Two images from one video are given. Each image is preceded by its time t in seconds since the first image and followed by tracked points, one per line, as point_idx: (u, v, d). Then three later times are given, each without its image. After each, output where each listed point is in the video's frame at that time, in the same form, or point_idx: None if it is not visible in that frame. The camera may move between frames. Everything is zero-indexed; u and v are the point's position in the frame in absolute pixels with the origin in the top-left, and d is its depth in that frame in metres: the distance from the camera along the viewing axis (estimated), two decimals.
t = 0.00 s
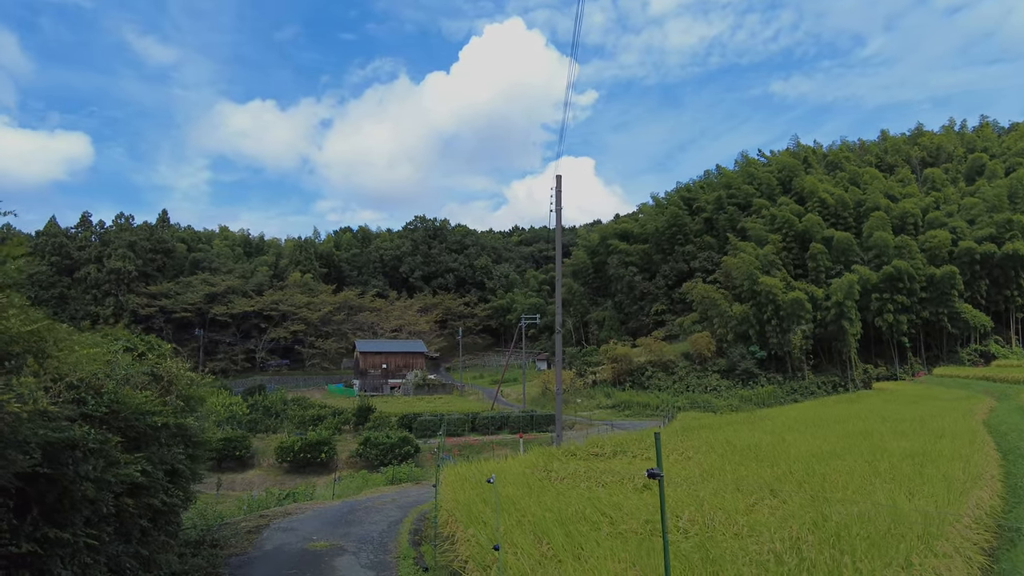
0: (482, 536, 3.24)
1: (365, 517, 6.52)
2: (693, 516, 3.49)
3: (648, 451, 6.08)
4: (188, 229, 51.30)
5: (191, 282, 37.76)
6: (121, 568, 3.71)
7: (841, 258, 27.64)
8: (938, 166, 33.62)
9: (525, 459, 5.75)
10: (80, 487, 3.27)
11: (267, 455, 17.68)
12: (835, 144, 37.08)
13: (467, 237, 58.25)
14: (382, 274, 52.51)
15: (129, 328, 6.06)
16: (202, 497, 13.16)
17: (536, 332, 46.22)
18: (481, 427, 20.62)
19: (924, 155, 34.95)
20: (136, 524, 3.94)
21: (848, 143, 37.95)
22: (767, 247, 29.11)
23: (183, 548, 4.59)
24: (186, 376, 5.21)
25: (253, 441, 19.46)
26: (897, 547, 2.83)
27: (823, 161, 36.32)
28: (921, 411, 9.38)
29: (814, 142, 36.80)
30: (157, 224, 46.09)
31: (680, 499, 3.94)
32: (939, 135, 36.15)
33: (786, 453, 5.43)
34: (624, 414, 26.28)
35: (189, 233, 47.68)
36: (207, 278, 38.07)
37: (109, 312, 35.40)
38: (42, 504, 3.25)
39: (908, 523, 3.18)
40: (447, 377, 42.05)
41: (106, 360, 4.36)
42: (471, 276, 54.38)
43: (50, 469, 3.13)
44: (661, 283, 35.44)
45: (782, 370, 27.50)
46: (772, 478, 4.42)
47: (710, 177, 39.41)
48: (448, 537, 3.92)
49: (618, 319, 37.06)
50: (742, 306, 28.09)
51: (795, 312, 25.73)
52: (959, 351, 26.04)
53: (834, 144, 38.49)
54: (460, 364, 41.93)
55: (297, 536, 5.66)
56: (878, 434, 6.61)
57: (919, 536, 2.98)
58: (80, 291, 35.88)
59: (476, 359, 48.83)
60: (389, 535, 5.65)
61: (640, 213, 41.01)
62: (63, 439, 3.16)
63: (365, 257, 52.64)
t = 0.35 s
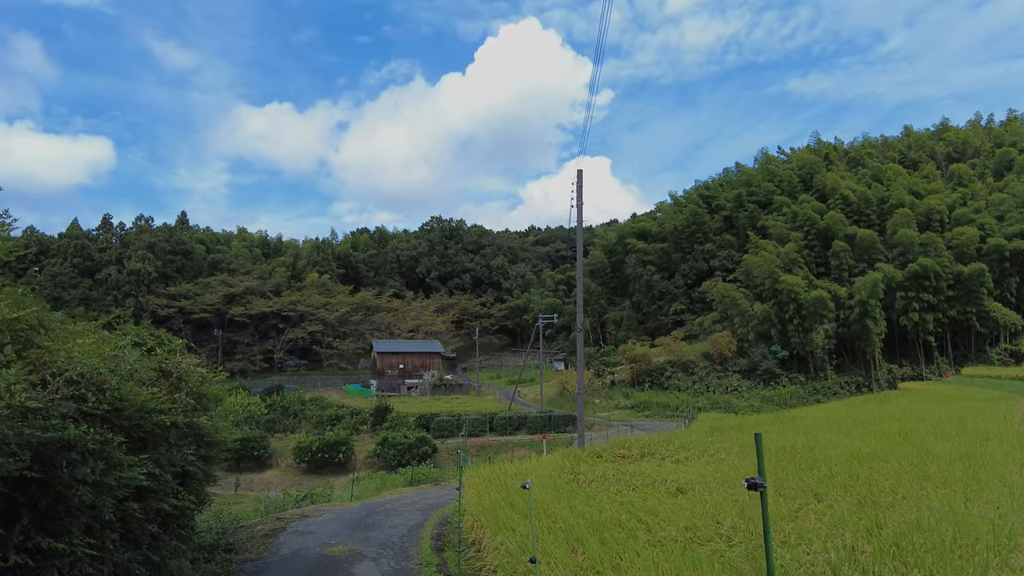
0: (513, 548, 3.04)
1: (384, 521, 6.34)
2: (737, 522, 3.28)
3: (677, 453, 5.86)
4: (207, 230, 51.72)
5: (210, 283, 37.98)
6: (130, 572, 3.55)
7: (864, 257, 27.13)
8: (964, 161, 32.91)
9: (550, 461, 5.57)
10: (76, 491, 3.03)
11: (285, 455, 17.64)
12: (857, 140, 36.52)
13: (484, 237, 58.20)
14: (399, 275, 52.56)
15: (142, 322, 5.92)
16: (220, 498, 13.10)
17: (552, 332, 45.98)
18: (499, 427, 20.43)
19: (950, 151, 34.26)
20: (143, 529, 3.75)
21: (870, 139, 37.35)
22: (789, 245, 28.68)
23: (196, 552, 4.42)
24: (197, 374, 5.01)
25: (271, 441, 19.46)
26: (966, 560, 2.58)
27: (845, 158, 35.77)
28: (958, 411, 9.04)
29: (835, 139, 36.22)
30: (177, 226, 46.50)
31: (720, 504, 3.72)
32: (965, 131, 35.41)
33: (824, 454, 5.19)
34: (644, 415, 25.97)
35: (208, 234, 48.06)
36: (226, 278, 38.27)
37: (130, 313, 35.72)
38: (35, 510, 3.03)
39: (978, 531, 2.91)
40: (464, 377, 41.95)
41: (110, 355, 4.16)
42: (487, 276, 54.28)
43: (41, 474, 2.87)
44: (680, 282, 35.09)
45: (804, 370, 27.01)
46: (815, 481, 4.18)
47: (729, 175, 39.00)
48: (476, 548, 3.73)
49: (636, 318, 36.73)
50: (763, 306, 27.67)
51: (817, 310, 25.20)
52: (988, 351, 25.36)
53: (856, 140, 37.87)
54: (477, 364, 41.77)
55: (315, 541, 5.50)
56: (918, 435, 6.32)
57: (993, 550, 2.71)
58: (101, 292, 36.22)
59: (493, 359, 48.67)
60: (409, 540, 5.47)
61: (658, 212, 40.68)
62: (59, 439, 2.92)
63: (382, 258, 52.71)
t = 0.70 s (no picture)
0: (539, 550, 2.84)
1: (397, 520, 6.14)
2: (776, 522, 3.05)
3: (701, 449, 5.63)
4: (218, 229, 51.88)
5: (221, 282, 38.02)
6: (124, 574, 3.25)
7: (881, 252, 26.69)
8: (982, 155, 32.34)
9: (568, 458, 5.36)
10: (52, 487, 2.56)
11: (296, 453, 17.52)
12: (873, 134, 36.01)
13: (494, 235, 58.03)
14: (410, 273, 52.48)
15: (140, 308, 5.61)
16: (230, 495, 12.98)
17: (564, 330, 45.75)
18: (511, 425, 20.24)
19: (968, 144, 33.71)
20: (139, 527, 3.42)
21: (885, 133, 36.83)
22: (804, 241, 28.30)
23: (199, 552, 4.22)
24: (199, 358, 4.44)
25: (282, 439, 19.38)
26: None
27: (860, 152, 35.29)
28: (989, 407, 8.73)
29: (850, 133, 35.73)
30: (188, 225, 46.64)
31: (755, 501, 3.50)
32: (984, 124, 34.84)
33: (857, 450, 4.93)
34: (657, 413, 25.68)
35: (219, 234, 48.19)
36: (237, 277, 38.29)
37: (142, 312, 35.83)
38: (4, 508, 2.56)
39: None
40: (475, 375, 41.82)
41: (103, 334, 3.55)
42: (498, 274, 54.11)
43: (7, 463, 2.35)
44: (692, 279, 34.75)
45: (820, 368, 26.61)
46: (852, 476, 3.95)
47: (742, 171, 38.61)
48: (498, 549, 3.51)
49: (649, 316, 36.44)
50: (778, 302, 27.29)
51: (833, 307, 24.75)
52: (1009, 348, 24.86)
53: (872, 134, 37.34)
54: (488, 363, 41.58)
55: (324, 540, 5.31)
56: (954, 430, 6.03)
57: None
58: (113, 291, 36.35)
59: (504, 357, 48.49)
60: (424, 540, 5.26)
61: (670, 209, 40.35)
62: (34, 426, 2.44)
63: (392, 257, 52.65)
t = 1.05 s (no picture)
0: (557, 548, 2.66)
1: (404, 518, 5.94)
2: (812, 519, 2.83)
3: (719, 445, 5.42)
4: (224, 228, 51.86)
5: (226, 281, 37.89)
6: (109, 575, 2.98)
7: (891, 249, 26.37)
8: (993, 151, 31.96)
9: (582, 453, 5.18)
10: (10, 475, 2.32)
11: (301, 452, 17.37)
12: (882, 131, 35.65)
13: (499, 234, 57.81)
14: (414, 272, 52.29)
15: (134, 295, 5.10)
16: (234, 495, 12.82)
17: (569, 329, 45.50)
18: (517, 424, 20.02)
19: (979, 140, 33.34)
20: (123, 526, 3.11)
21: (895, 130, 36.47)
22: (812, 238, 28.00)
23: (195, 552, 4.02)
24: (193, 348, 3.98)
25: (287, 438, 19.22)
26: None
27: (869, 149, 34.94)
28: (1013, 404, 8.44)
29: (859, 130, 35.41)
30: (193, 224, 46.62)
31: (784, 498, 3.30)
32: (995, 120, 34.44)
33: (886, 446, 4.70)
34: (664, 412, 25.43)
35: (224, 233, 48.09)
36: (242, 276, 38.16)
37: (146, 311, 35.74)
38: None
39: None
40: (480, 374, 41.64)
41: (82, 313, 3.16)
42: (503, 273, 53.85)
43: None
44: (699, 277, 34.48)
45: (829, 366, 26.31)
46: (885, 471, 3.73)
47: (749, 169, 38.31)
48: (514, 548, 3.31)
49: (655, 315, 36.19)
50: (787, 300, 27.00)
51: (842, 305, 24.40)
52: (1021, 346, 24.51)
53: (880, 131, 37.00)
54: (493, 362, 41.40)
55: (329, 539, 5.12)
56: (983, 427, 5.78)
57: None
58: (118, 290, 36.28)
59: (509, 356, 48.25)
60: (432, 538, 5.07)
61: (676, 207, 40.08)
62: None
63: (397, 255, 52.51)
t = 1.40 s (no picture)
0: (570, 554, 2.46)
1: (404, 520, 5.75)
2: (843, 520, 2.64)
3: (731, 443, 5.25)
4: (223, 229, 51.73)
5: (225, 281, 37.70)
6: None
7: (894, 249, 26.21)
8: (996, 151, 31.80)
9: (590, 452, 5.02)
10: None
11: (300, 453, 17.19)
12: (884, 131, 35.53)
13: (499, 235, 57.67)
14: (414, 273, 52.11)
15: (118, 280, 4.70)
16: (232, 496, 12.64)
17: (569, 331, 45.28)
18: (518, 424, 19.85)
19: (981, 140, 33.20)
20: (98, 530, 2.85)
21: (897, 130, 36.34)
22: (815, 237, 27.83)
23: (183, 557, 3.82)
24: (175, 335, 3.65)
25: (286, 439, 19.05)
26: None
27: (872, 148, 34.80)
28: None
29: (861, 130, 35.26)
30: (193, 225, 46.47)
31: (806, 498, 3.11)
32: (997, 119, 34.33)
33: (906, 444, 4.51)
34: (667, 413, 25.23)
35: (224, 233, 47.92)
36: (241, 276, 37.97)
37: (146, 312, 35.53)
38: None
39: None
40: (480, 375, 41.49)
41: (49, 294, 2.84)
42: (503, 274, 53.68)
43: None
44: (701, 278, 34.31)
45: (832, 367, 26.12)
46: (910, 469, 3.53)
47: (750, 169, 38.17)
48: (524, 551, 3.11)
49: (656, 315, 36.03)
50: (789, 300, 26.82)
51: (846, 305, 24.20)
52: None
53: (882, 131, 36.85)
54: (494, 363, 41.20)
55: (326, 542, 4.92)
56: (1003, 426, 5.59)
57: None
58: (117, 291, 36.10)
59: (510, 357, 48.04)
60: (435, 541, 4.88)
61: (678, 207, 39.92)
62: None
63: (398, 256, 52.34)
